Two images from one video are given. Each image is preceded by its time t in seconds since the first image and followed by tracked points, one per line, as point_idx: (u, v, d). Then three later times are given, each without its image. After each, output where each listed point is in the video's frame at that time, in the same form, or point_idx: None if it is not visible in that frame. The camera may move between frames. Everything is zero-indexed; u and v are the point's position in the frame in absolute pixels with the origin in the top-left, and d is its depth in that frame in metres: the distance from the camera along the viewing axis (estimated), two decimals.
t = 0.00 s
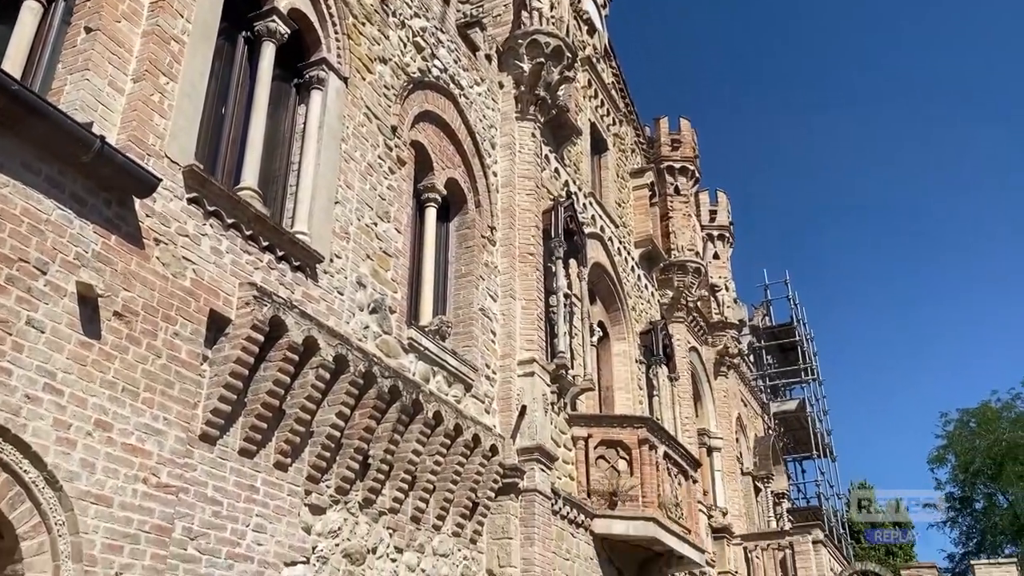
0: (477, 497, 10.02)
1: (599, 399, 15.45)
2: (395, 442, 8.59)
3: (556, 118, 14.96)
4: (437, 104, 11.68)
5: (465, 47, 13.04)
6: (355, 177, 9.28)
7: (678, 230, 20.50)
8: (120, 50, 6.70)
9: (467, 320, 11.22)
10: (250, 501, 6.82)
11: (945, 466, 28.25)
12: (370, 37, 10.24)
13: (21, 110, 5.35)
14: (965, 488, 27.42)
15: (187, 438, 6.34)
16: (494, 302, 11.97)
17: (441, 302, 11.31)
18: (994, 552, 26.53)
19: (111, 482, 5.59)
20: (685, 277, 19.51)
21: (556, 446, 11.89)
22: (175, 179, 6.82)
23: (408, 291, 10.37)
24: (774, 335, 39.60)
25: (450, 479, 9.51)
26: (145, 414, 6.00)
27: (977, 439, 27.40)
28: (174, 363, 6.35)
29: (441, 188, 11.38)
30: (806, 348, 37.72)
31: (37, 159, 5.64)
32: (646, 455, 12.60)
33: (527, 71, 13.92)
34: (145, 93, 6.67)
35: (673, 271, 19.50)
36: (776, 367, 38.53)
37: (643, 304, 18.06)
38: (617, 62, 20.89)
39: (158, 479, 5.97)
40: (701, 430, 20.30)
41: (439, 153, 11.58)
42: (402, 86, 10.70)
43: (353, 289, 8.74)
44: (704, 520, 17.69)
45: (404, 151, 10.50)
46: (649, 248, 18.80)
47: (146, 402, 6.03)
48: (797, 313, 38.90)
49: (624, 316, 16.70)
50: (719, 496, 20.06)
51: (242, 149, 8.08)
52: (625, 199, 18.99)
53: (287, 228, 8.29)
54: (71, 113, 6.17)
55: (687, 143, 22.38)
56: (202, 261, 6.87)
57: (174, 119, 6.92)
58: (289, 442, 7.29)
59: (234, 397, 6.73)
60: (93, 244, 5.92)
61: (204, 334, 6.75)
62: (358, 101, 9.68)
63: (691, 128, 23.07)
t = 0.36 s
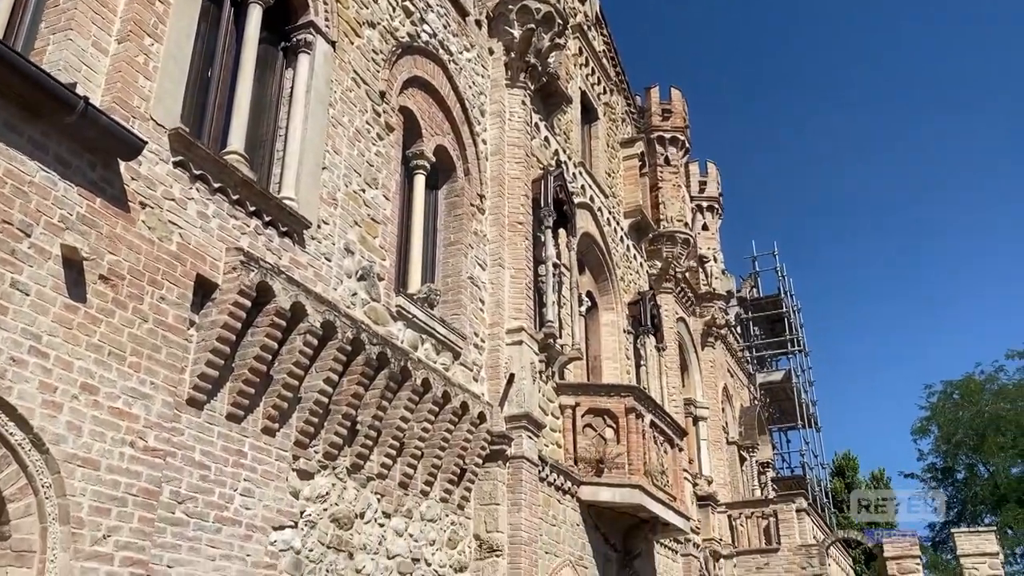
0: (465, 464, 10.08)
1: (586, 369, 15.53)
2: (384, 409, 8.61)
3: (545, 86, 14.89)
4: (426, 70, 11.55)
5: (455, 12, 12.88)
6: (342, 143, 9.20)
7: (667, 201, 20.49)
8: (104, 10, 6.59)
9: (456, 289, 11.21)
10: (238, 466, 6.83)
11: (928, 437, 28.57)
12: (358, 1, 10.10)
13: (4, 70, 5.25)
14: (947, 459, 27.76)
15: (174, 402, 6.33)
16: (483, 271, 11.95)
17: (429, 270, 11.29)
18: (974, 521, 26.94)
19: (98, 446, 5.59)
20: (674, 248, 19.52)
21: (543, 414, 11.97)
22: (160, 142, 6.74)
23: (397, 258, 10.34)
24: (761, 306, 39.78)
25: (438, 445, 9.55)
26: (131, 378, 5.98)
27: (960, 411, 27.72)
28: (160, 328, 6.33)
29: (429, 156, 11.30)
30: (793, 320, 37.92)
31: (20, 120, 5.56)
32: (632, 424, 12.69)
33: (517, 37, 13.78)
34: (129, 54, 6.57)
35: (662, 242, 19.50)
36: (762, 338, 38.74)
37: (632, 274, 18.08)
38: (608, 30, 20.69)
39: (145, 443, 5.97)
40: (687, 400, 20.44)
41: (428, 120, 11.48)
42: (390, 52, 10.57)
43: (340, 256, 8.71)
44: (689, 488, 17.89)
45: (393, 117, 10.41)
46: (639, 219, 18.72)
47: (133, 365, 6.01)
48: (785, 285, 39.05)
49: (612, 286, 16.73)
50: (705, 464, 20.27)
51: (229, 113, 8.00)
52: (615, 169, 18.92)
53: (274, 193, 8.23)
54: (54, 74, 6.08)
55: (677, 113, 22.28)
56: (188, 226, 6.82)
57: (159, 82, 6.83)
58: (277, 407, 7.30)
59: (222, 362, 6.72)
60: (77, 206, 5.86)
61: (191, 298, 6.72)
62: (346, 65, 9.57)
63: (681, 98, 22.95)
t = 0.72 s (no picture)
0: (453, 428, 10.13)
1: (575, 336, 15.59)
2: (372, 372, 8.62)
3: (536, 51, 14.81)
4: (415, 32, 11.41)
5: None
6: (330, 105, 9.10)
7: (657, 169, 20.44)
8: None
9: (444, 254, 11.18)
10: (225, 428, 6.83)
11: (912, 406, 28.90)
12: None
13: None
14: (930, 427, 28.11)
15: (161, 364, 6.31)
16: (472, 237, 11.91)
17: (418, 236, 11.24)
18: (955, 488, 27.37)
19: (84, 406, 5.57)
20: (663, 216, 19.52)
21: (531, 379, 12.02)
22: (145, 101, 6.64)
23: (385, 223, 10.30)
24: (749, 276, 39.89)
25: (426, 410, 9.58)
26: (118, 339, 5.95)
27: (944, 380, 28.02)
28: (146, 289, 6.28)
29: (418, 119, 11.19)
30: (780, 289, 38.10)
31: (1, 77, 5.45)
32: (620, 389, 12.71)
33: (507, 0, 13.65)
34: (112, 11, 6.45)
35: (652, 210, 19.48)
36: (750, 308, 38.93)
37: (621, 242, 18.08)
38: None
39: (132, 403, 5.95)
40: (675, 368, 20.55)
41: (417, 83, 11.36)
42: (379, 12, 10.42)
43: (328, 220, 8.65)
44: (676, 454, 18.08)
45: (381, 79, 10.28)
46: (629, 186, 18.65)
47: (119, 326, 5.98)
48: (773, 254, 39.17)
49: (602, 254, 16.72)
50: (691, 431, 20.46)
51: (215, 72, 7.89)
52: (605, 136, 18.83)
53: (261, 154, 8.14)
54: (36, 30, 5.96)
55: (668, 80, 22.15)
56: (174, 186, 6.76)
57: (144, 39, 6.72)
58: (264, 370, 7.29)
59: (208, 324, 6.70)
60: (61, 165, 5.77)
61: (177, 260, 6.67)
62: (333, 26, 9.43)
63: (673, 65, 22.80)
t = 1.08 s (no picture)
0: (442, 390, 10.16)
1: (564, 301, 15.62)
2: (360, 334, 8.60)
3: (527, 12, 14.61)
4: None
5: None
6: (317, 63, 8.97)
7: (648, 134, 20.31)
8: None
9: (433, 217, 11.12)
10: (213, 387, 6.81)
11: (897, 373, 29.17)
12: None
13: None
14: (915, 394, 28.40)
15: (147, 322, 6.27)
16: (461, 200, 11.84)
17: (407, 198, 11.17)
18: (938, 454, 27.75)
19: (70, 363, 5.54)
20: (653, 181, 19.45)
21: (520, 343, 12.05)
22: (128, 56, 6.53)
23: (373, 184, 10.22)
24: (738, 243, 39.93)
25: (415, 371, 9.59)
26: (103, 297, 5.90)
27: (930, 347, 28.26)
28: (132, 247, 6.22)
29: (407, 80, 11.05)
30: (769, 257, 38.19)
31: None
32: (608, 354, 12.74)
33: None
34: None
35: (642, 175, 19.41)
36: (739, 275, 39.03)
37: (611, 207, 18.03)
38: None
39: (119, 361, 5.92)
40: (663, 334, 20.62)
41: (406, 42, 11.20)
42: None
43: (315, 180, 8.57)
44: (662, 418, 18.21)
45: (369, 38, 10.13)
46: (619, 151, 18.57)
47: (104, 285, 5.92)
48: (762, 221, 39.20)
49: (591, 219, 16.68)
50: (678, 396, 20.61)
51: (200, 28, 7.75)
52: (596, 100, 18.69)
53: (248, 113, 8.04)
54: None
55: (660, 44, 21.94)
56: (159, 143, 6.67)
57: None
58: (251, 330, 7.25)
59: (195, 283, 6.65)
60: (43, 120, 5.67)
61: (163, 218, 6.60)
62: None
63: (665, 28, 22.58)
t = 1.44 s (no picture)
0: (431, 353, 10.17)
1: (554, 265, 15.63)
2: (348, 296, 8.57)
3: None
4: None
5: None
6: (303, 20, 8.82)
7: (639, 97, 20.16)
8: None
9: (422, 178, 11.04)
10: (201, 346, 6.79)
11: (884, 338, 29.40)
12: None
13: None
14: (901, 359, 28.69)
15: (133, 281, 6.23)
16: (450, 161, 11.76)
17: (395, 159, 11.08)
18: (922, 419, 28.09)
19: (55, 321, 5.50)
20: (644, 145, 19.35)
21: (509, 307, 12.05)
22: (111, 10, 6.39)
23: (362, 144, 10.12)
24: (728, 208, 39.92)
25: (404, 333, 9.58)
26: (88, 255, 5.85)
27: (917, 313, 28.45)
28: (117, 204, 6.15)
29: (396, 39, 10.88)
30: (759, 223, 38.21)
31: None
32: (597, 317, 12.80)
33: None
34: None
35: (633, 139, 19.30)
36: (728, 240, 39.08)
37: (601, 171, 17.96)
38: None
39: (105, 319, 5.89)
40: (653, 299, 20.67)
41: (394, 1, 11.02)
42: None
43: (303, 139, 8.48)
44: (650, 381, 18.33)
45: None
46: (610, 114, 18.43)
47: (89, 242, 5.86)
48: (753, 187, 39.15)
49: (582, 183, 16.62)
50: (666, 360, 20.73)
51: None
52: (587, 62, 18.50)
53: (233, 70, 7.91)
54: None
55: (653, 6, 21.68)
56: (143, 100, 6.57)
57: None
58: (239, 290, 7.21)
59: (182, 242, 6.60)
60: (25, 74, 5.55)
61: (148, 176, 6.52)
62: None
63: None
